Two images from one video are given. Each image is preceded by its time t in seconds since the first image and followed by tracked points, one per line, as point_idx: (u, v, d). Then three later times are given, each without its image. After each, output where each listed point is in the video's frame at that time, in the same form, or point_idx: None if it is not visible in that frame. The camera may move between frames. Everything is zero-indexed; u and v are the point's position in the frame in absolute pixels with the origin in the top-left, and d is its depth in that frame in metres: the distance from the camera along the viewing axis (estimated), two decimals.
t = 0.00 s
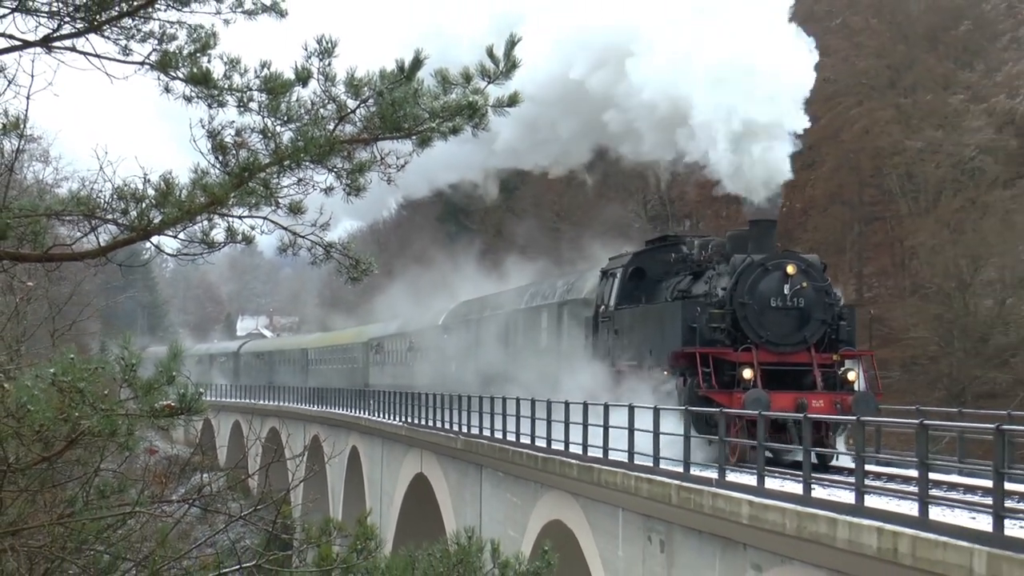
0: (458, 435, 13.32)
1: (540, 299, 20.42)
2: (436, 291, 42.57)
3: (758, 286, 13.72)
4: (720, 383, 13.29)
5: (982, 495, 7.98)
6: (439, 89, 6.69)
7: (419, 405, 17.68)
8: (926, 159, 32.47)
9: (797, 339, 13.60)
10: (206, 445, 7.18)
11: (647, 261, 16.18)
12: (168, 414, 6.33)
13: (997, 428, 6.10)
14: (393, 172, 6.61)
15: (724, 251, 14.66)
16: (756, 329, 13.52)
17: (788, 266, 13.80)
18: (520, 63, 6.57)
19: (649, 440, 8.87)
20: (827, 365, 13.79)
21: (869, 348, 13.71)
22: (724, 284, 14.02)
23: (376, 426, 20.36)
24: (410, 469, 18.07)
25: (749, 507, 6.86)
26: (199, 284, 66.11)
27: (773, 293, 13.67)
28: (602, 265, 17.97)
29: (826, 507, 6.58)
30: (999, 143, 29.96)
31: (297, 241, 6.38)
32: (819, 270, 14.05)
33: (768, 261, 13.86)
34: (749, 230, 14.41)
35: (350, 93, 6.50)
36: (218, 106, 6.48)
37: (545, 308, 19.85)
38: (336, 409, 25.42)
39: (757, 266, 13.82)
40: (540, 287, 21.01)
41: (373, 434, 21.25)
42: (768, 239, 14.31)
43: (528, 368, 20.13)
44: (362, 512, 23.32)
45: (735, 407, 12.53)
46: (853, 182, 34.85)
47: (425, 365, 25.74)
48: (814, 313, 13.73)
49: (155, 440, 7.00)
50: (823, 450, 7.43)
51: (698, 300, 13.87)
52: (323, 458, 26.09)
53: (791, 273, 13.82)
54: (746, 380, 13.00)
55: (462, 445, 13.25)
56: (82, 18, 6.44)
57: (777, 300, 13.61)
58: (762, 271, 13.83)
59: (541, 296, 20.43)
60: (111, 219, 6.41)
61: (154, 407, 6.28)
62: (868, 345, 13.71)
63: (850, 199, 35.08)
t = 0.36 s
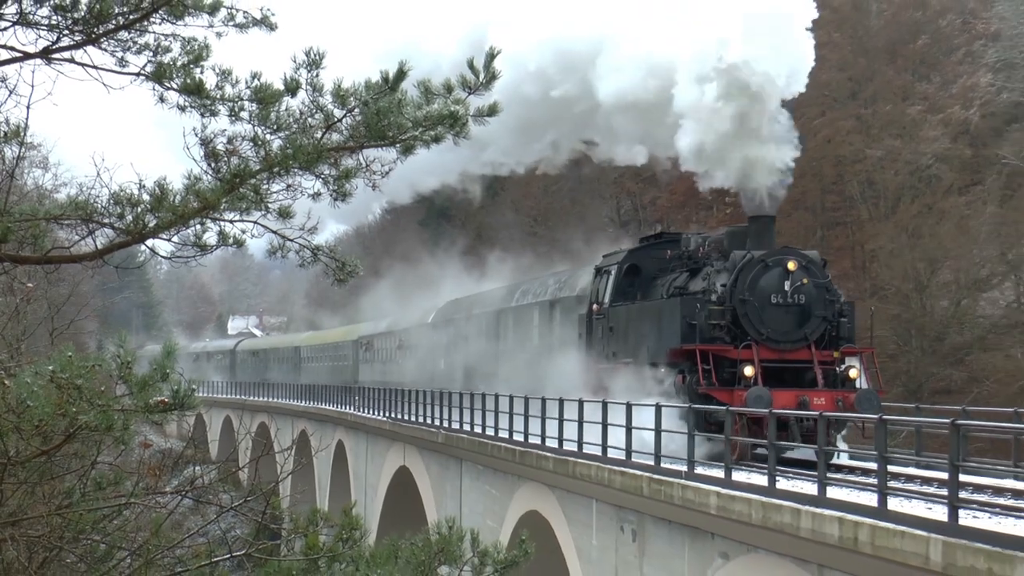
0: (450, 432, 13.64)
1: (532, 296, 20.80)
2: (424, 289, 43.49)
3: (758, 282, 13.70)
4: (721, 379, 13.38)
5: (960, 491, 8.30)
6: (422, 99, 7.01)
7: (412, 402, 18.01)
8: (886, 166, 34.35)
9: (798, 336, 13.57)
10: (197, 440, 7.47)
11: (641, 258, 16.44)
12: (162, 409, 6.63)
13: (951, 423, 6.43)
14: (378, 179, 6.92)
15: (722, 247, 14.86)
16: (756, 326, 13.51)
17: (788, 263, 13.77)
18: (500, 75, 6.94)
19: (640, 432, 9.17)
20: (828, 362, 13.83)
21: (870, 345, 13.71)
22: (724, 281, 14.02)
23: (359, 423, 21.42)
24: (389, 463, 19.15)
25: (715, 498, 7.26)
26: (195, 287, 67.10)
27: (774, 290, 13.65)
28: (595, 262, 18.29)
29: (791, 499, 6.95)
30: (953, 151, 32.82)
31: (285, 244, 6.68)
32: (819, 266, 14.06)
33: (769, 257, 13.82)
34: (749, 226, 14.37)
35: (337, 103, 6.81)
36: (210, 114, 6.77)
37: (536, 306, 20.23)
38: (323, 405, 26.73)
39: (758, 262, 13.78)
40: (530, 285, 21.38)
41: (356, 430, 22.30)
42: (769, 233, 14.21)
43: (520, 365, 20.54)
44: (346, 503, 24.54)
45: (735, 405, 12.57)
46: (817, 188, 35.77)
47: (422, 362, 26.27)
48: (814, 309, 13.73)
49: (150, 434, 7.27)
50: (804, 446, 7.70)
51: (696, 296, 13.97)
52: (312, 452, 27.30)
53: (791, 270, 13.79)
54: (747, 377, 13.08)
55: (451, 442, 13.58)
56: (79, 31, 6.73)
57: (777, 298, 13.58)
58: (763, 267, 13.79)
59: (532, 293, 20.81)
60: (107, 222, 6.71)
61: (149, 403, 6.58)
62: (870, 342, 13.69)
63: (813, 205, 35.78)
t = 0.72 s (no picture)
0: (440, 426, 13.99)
1: (525, 292, 21.25)
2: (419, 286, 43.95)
3: (760, 278, 13.76)
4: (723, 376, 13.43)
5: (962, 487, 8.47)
6: (404, 108, 7.29)
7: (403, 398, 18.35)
8: (846, 172, 34.04)
9: (801, 333, 13.64)
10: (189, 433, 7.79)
11: (637, 255, 16.57)
12: (156, 404, 6.93)
13: (905, 417, 6.80)
14: (362, 184, 7.22)
15: (722, 243, 15.02)
16: (757, 321, 13.56)
17: (791, 258, 13.86)
18: (478, 85, 7.28)
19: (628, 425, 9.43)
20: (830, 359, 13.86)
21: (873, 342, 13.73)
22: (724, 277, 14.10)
23: (346, 414, 22.45)
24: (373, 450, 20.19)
25: (684, 489, 7.64)
26: (190, 286, 68.02)
27: (776, 286, 13.72)
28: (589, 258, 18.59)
29: (756, 490, 7.30)
30: (910, 159, 32.48)
31: (274, 247, 6.97)
32: (821, 262, 14.14)
33: (771, 252, 13.90)
34: (748, 222, 14.63)
35: (323, 111, 7.13)
36: (202, 122, 7.07)
37: (528, 302, 20.67)
38: (309, 400, 27.77)
39: (759, 257, 13.86)
40: (523, 282, 21.80)
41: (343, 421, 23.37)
42: (768, 230, 14.52)
43: (512, 360, 21.02)
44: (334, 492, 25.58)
45: (737, 401, 12.76)
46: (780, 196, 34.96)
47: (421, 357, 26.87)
48: (816, 305, 13.81)
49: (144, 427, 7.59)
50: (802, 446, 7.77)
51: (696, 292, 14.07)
52: (299, 444, 28.44)
53: (794, 266, 13.87)
54: (748, 374, 13.07)
55: (439, 437, 13.91)
56: (76, 42, 7.03)
57: (780, 293, 13.65)
58: (764, 262, 13.87)
59: (526, 290, 21.25)
60: (103, 225, 7.00)
61: (143, 398, 6.88)
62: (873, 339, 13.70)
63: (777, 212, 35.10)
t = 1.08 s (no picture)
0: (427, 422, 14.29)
1: (516, 289, 21.52)
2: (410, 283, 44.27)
3: (766, 272, 13.75)
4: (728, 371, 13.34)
5: (941, 482, 8.77)
6: (387, 115, 7.61)
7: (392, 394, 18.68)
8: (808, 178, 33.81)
9: (807, 329, 13.66)
10: (180, 426, 8.10)
11: (635, 250, 16.63)
12: (149, 398, 7.24)
13: (866, 413, 7.13)
14: (347, 188, 7.54)
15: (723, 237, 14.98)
16: (763, 316, 13.53)
17: (797, 253, 13.87)
18: (458, 93, 7.63)
19: (605, 419, 9.76)
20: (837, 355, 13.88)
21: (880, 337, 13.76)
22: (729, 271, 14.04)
23: (330, 410, 23.03)
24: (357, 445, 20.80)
25: (654, 480, 8.03)
26: (182, 285, 68.59)
27: (783, 280, 13.72)
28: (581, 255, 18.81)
29: (722, 480, 7.67)
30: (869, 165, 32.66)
31: (262, 248, 7.27)
32: (827, 256, 14.20)
33: (777, 246, 13.90)
34: (752, 215, 14.58)
35: (309, 118, 7.46)
36: (193, 128, 7.37)
37: (521, 298, 20.96)
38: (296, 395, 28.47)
39: (766, 251, 13.85)
40: (515, 279, 22.07)
41: (327, 416, 24.05)
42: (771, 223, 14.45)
43: (503, 356, 21.32)
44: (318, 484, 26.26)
45: (743, 398, 12.68)
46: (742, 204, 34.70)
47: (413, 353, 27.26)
48: (822, 300, 13.85)
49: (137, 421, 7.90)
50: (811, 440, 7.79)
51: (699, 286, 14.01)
52: (285, 438, 29.21)
53: (800, 260, 13.89)
54: (754, 370, 12.96)
55: (425, 432, 14.25)
56: (72, 51, 7.34)
57: (786, 288, 13.66)
58: (770, 257, 13.87)
59: (517, 286, 21.53)
60: (99, 228, 7.31)
61: (137, 392, 7.19)
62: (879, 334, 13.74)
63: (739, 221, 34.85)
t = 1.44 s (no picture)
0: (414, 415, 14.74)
1: (509, 284, 22.05)
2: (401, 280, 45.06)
3: (769, 266, 13.92)
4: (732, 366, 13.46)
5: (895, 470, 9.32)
6: (372, 122, 8.00)
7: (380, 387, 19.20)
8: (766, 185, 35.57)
9: (810, 323, 13.85)
10: (174, 417, 8.52)
11: (631, 245, 16.91)
12: (145, 391, 7.66)
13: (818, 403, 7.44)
14: (333, 192, 7.94)
15: (723, 232, 15.22)
16: (766, 311, 13.71)
17: (800, 247, 14.05)
18: (438, 102, 7.99)
19: (577, 410, 10.24)
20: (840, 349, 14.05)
21: (883, 332, 13.89)
22: (732, 265, 14.19)
23: (319, 402, 23.71)
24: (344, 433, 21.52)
25: (622, 468, 8.51)
26: (178, 284, 69.82)
27: (785, 274, 13.89)
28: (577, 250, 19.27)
29: (689, 469, 8.11)
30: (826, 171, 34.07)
31: (253, 249, 7.67)
32: (829, 251, 14.40)
33: (780, 240, 14.07)
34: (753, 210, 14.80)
35: (298, 126, 7.87)
36: (186, 135, 7.77)
37: (513, 294, 21.48)
38: (285, 388, 29.49)
39: (769, 245, 14.01)
40: (507, 275, 22.74)
41: (314, 408, 25.05)
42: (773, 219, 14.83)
43: (496, 351, 21.83)
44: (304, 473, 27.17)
45: (748, 392, 12.68)
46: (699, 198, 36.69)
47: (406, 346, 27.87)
48: (825, 294, 14.03)
49: (133, 413, 8.33)
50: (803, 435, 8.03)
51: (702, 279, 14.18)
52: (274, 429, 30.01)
53: (803, 254, 14.07)
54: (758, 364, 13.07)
55: (412, 425, 14.71)
56: (72, 62, 7.74)
57: (789, 282, 13.83)
58: (773, 250, 14.03)
59: (510, 282, 22.05)
60: (97, 229, 7.72)
61: (133, 385, 7.61)
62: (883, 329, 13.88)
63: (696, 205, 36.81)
